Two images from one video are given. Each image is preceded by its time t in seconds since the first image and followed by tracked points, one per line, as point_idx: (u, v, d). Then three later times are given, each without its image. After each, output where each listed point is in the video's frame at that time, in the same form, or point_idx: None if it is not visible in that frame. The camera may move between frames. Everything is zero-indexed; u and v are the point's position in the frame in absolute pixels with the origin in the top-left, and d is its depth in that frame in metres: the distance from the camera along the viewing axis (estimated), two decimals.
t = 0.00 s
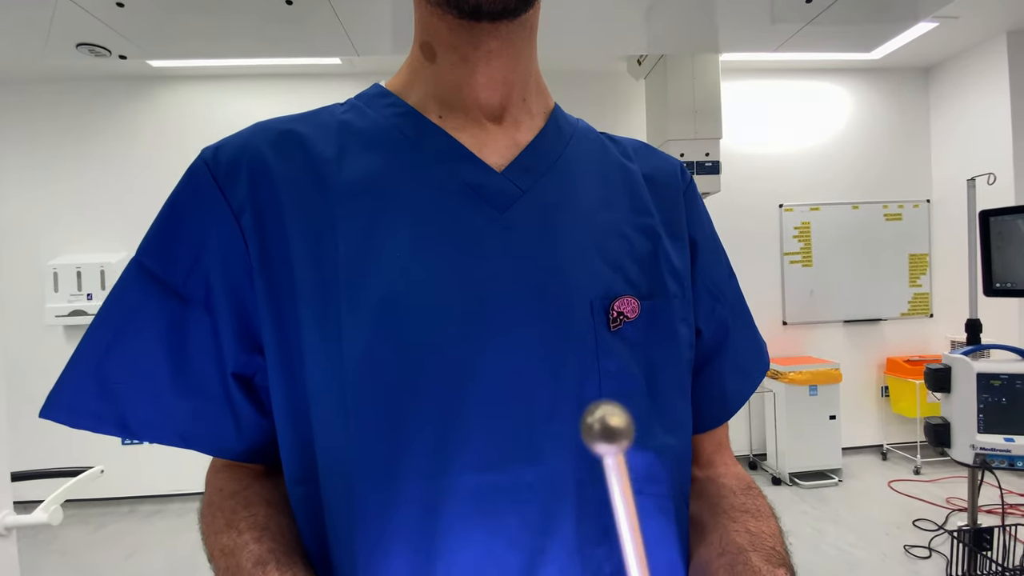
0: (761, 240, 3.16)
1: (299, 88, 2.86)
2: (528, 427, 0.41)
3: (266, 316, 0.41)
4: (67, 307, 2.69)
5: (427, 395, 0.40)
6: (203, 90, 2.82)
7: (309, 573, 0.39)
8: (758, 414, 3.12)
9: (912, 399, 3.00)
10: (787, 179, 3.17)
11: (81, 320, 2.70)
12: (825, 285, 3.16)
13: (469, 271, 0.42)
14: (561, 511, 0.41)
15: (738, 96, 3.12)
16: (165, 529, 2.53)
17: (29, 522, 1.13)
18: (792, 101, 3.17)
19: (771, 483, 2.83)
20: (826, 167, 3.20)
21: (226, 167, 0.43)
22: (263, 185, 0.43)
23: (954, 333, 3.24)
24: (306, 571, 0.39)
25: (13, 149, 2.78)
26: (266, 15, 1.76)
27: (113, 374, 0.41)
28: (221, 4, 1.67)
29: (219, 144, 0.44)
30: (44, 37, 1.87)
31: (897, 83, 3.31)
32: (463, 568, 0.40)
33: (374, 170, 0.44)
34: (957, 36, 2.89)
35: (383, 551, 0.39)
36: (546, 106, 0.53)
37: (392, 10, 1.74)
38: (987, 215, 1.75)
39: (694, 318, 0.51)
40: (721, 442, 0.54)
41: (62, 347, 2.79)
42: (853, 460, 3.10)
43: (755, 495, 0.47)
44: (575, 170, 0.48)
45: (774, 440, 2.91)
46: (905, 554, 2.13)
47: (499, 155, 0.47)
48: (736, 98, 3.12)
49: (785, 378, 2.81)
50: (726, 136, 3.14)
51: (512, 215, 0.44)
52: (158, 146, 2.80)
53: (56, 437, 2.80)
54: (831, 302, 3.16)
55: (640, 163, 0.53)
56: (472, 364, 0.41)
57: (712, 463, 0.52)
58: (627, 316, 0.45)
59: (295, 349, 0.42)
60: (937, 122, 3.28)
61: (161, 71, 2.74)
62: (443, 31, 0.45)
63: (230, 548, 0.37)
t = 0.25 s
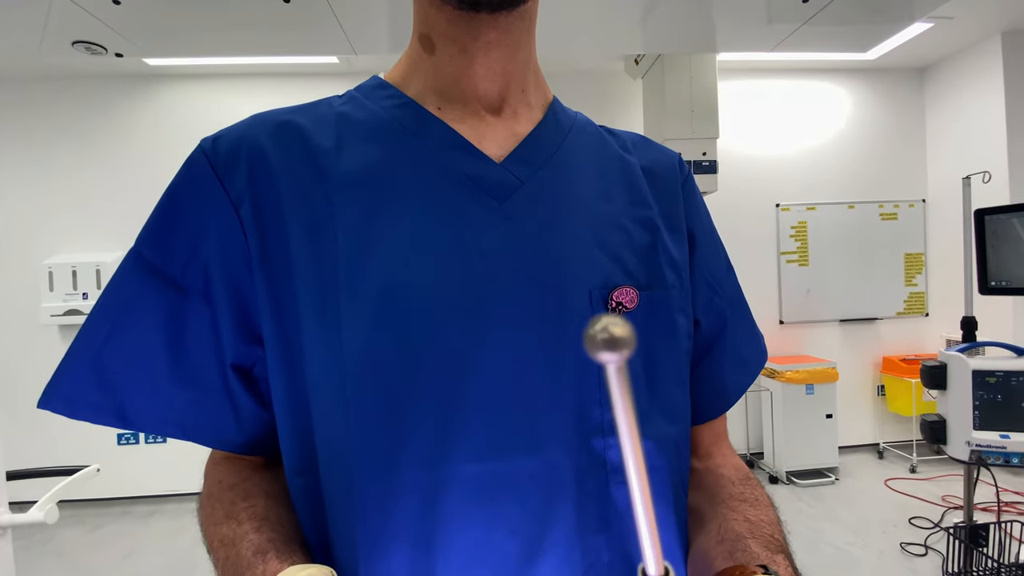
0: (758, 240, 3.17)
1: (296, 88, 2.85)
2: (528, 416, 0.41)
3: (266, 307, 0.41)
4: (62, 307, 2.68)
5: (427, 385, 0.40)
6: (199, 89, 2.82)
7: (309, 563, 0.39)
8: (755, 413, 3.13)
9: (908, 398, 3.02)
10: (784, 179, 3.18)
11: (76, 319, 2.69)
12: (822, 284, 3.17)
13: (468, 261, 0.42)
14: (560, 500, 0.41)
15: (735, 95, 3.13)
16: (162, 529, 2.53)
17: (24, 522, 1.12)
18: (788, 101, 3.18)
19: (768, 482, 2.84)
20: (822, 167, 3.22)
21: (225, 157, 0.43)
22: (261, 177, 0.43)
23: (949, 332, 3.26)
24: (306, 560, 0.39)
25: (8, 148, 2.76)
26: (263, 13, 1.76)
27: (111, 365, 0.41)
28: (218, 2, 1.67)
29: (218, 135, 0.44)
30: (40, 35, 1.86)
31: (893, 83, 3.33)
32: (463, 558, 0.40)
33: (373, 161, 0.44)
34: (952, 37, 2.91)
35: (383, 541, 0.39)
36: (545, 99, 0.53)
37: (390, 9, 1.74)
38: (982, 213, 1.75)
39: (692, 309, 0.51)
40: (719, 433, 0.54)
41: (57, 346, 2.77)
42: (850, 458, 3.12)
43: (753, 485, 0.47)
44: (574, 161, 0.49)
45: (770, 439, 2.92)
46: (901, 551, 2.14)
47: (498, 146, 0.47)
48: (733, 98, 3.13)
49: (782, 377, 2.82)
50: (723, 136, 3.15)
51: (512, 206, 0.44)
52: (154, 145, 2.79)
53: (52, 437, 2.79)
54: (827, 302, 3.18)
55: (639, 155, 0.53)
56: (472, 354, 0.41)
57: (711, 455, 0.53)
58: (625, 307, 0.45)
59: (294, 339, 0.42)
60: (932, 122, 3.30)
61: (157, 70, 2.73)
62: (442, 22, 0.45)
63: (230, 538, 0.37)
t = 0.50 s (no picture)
0: (756, 240, 3.18)
1: (295, 88, 2.85)
2: (528, 415, 0.41)
3: (266, 306, 0.41)
4: (60, 307, 2.67)
5: (427, 384, 0.40)
6: (197, 88, 2.81)
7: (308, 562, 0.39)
8: (754, 413, 3.13)
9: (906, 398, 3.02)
10: (782, 179, 3.19)
11: (74, 320, 2.68)
12: (820, 284, 3.18)
13: (468, 260, 0.42)
14: (560, 499, 0.41)
15: (734, 95, 3.14)
16: (160, 530, 2.52)
17: (21, 522, 1.12)
18: (787, 101, 3.18)
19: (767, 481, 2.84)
20: (820, 167, 3.22)
21: (224, 156, 0.43)
22: (261, 175, 0.43)
23: (947, 332, 3.26)
24: (305, 559, 0.39)
25: (5, 147, 2.76)
26: (261, 13, 1.76)
27: (111, 365, 0.40)
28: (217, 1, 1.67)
29: (217, 134, 0.44)
30: (37, 34, 1.86)
31: (891, 83, 3.33)
32: (463, 557, 0.40)
33: (373, 160, 0.44)
34: (950, 37, 2.91)
35: (383, 540, 0.39)
36: (544, 98, 0.53)
37: (388, 9, 1.74)
38: (981, 212, 1.76)
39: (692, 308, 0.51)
40: (719, 432, 0.54)
41: (55, 347, 2.77)
42: (848, 458, 3.12)
43: (752, 484, 0.48)
44: (573, 161, 0.49)
45: (769, 439, 2.92)
46: (899, 551, 2.15)
47: (497, 145, 0.47)
48: (731, 98, 3.14)
49: (781, 377, 2.83)
50: (722, 136, 3.16)
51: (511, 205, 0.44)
52: (152, 145, 2.79)
53: (49, 437, 2.78)
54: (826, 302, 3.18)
55: (639, 155, 0.53)
56: (470, 353, 0.41)
57: (710, 454, 0.53)
58: (625, 305, 0.45)
59: (294, 338, 0.42)
60: (930, 123, 3.31)
61: (155, 69, 2.72)
62: (441, 21, 0.45)
63: (229, 538, 0.37)
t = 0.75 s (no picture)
0: (756, 240, 3.18)
1: (295, 87, 2.85)
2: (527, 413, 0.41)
3: (265, 305, 0.41)
4: (60, 307, 2.67)
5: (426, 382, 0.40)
6: (198, 88, 2.81)
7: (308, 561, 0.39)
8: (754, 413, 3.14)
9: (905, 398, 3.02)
10: (782, 179, 3.19)
11: (74, 319, 2.68)
12: (820, 284, 3.18)
13: (467, 258, 0.42)
14: (560, 497, 0.41)
15: (734, 95, 3.14)
16: (160, 529, 2.52)
17: (20, 522, 1.12)
18: (787, 101, 3.18)
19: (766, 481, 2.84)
20: (820, 167, 3.22)
21: (224, 155, 0.43)
22: (260, 174, 0.43)
23: (947, 332, 3.26)
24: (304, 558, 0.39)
25: (4, 147, 2.75)
26: (262, 12, 1.76)
27: (111, 364, 0.41)
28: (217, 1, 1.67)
29: (216, 132, 0.44)
30: (37, 33, 1.86)
31: (891, 83, 3.33)
32: (462, 555, 0.40)
33: (372, 158, 0.44)
34: (950, 37, 2.91)
35: (382, 539, 0.39)
36: (543, 97, 0.53)
37: (387, 8, 1.74)
38: (981, 212, 1.76)
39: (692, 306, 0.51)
40: (718, 431, 0.54)
41: (55, 346, 2.77)
42: (848, 458, 3.12)
43: (752, 483, 0.48)
44: (572, 159, 0.49)
45: (769, 439, 2.93)
46: (899, 551, 2.15)
47: (497, 144, 0.47)
48: (731, 98, 3.14)
49: (780, 377, 2.83)
50: (722, 136, 3.16)
51: (510, 203, 0.44)
52: (152, 144, 2.79)
53: (49, 437, 2.78)
54: (825, 302, 3.18)
55: (638, 153, 0.53)
56: (469, 351, 0.41)
57: (710, 453, 0.53)
58: (624, 303, 0.45)
59: (292, 335, 0.42)
60: (930, 122, 3.31)
61: (155, 69, 2.72)
62: (441, 20, 0.45)
63: (229, 536, 0.37)
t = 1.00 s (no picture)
0: (756, 239, 3.18)
1: (295, 87, 2.85)
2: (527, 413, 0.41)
3: (265, 305, 0.41)
4: (59, 307, 2.67)
5: (427, 382, 0.40)
6: (197, 87, 2.81)
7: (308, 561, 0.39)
8: (754, 413, 3.14)
9: (905, 397, 3.03)
10: (782, 179, 3.19)
11: (74, 319, 2.68)
12: (820, 284, 3.18)
13: (467, 257, 0.42)
14: (560, 496, 0.41)
15: (734, 95, 3.14)
16: (160, 529, 2.52)
17: (20, 522, 1.11)
18: (787, 101, 3.18)
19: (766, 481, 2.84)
20: (820, 166, 3.22)
21: (224, 154, 0.43)
22: (261, 174, 0.43)
23: (947, 332, 3.26)
24: (304, 559, 0.39)
25: (4, 147, 2.75)
26: (262, 12, 1.76)
27: (111, 364, 0.40)
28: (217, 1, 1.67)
29: (216, 132, 0.44)
30: (37, 33, 1.86)
31: (891, 83, 3.33)
32: (462, 556, 0.39)
33: (372, 157, 0.43)
34: (950, 37, 2.91)
35: (382, 539, 0.39)
36: (544, 96, 0.53)
37: (387, 8, 1.74)
38: (981, 212, 1.76)
39: (692, 306, 0.51)
40: (720, 431, 0.54)
41: (54, 347, 2.76)
42: (847, 458, 3.12)
43: (753, 483, 0.48)
44: (573, 158, 0.48)
45: (769, 439, 2.93)
46: (899, 551, 2.15)
47: (497, 143, 0.47)
48: (731, 98, 3.14)
49: (780, 376, 2.83)
50: (722, 136, 3.16)
51: (511, 202, 0.44)
52: (152, 144, 2.79)
53: (48, 437, 2.78)
54: (825, 301, 3.18)
55: (639, 152, 0.53)
56: (468, 350, 0.41)
57: (711, 453, 0.53)
58: (625, 303, 0.45)
59: (293, 334, 0.42)
60: (930, 122, 3.31)
61: (155, 69, 2.72)
62: (441, 19, 0.45)
63: (229, 537, 0.37)
